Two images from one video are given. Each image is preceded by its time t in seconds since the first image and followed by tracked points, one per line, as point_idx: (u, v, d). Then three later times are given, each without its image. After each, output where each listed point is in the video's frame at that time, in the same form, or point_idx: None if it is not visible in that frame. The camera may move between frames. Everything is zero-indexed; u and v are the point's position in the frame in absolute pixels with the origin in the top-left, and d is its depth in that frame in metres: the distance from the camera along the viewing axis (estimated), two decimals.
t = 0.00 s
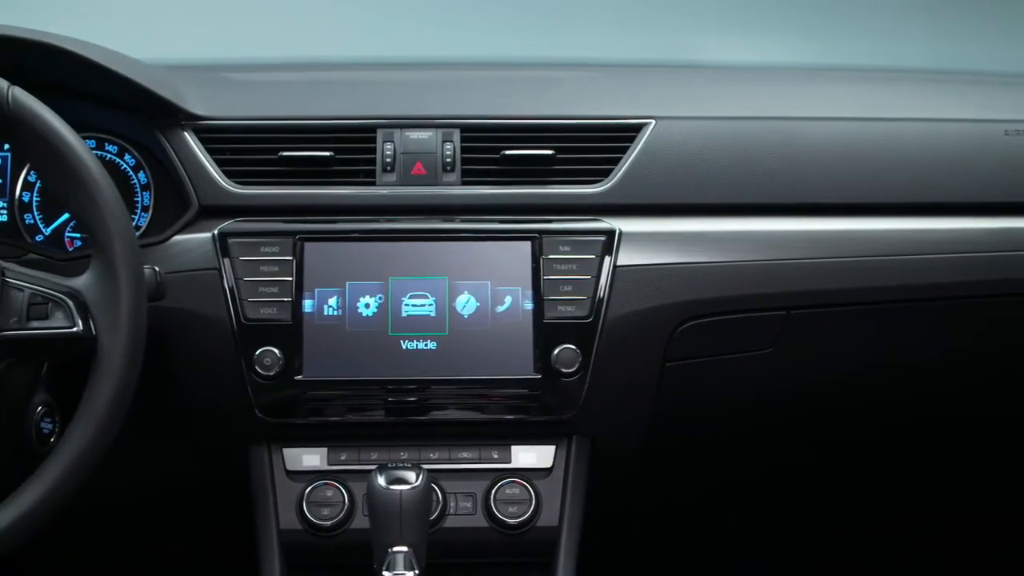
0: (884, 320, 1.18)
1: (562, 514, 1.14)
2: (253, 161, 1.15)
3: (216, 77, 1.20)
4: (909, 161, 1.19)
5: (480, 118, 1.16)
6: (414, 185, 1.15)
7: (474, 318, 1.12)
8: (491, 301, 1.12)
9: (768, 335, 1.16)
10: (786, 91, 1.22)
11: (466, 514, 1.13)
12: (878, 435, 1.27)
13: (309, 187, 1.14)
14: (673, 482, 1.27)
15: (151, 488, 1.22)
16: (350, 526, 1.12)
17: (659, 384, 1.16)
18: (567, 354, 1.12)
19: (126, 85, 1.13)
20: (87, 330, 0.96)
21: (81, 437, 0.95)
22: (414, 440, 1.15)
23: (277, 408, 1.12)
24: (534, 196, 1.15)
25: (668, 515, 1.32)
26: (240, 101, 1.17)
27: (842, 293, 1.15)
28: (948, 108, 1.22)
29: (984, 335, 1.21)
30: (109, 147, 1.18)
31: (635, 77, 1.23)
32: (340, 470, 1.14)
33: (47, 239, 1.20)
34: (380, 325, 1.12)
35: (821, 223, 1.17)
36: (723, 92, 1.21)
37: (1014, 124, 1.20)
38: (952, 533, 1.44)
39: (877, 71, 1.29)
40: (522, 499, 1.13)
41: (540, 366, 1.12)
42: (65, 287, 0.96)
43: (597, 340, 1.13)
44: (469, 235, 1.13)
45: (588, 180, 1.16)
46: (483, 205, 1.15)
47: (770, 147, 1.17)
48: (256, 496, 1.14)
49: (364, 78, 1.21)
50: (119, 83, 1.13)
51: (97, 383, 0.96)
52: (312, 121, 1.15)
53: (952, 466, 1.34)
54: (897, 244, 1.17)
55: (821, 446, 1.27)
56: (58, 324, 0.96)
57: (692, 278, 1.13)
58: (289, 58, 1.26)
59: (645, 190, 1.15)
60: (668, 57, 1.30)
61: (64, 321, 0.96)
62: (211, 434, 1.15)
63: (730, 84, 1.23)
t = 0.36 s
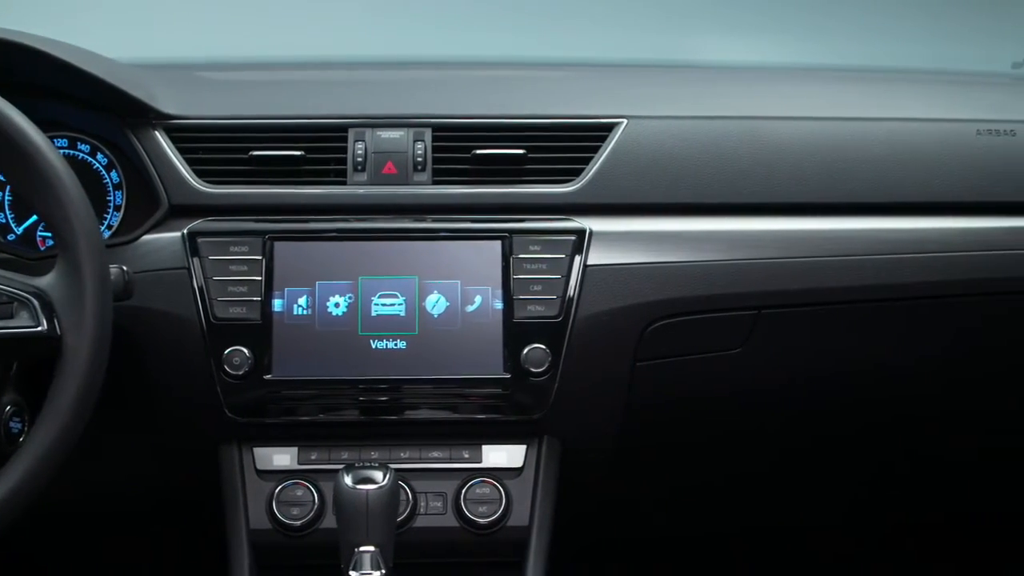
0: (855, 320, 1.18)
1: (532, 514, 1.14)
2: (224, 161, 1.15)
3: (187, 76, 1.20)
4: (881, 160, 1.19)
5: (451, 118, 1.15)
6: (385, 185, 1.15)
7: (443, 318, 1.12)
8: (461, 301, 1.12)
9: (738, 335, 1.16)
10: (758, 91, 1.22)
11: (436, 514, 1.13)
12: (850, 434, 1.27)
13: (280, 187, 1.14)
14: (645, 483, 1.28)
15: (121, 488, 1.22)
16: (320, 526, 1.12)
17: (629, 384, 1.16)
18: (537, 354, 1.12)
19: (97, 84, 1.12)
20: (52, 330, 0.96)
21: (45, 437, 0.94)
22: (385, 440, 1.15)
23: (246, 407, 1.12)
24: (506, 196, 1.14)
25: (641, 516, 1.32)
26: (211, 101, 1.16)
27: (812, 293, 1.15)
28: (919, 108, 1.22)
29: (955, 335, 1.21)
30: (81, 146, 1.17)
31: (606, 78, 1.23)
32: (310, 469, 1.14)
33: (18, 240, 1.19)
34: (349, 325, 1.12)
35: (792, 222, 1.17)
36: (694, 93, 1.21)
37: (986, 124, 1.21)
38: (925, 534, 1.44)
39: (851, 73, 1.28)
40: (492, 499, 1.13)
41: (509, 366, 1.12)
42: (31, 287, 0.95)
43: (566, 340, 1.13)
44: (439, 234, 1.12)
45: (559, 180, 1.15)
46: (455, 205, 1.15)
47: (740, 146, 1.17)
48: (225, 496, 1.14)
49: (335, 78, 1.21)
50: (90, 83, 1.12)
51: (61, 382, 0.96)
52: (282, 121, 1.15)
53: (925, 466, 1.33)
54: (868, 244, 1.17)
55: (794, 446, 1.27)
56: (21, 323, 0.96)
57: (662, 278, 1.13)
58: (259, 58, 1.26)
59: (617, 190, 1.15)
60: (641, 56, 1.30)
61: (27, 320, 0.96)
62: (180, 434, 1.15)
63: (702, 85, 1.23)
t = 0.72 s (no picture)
0: (830, 320, 1.18)
1: (507, 514, 1.14)
2: (199, 160, 1.15)
3: (164, 75, 1.20)
4: (858, 160, 1.19)
5: (427, 118, 1.15)
6: (360, 185, 1.14)
7: (417, 317, 1.12)
8: (435, 300, 1.12)
9: (714, 335, 1.16)
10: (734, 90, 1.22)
11: (411, 514, 1.13)
12: (828, 434, 1.27)
13: (255, 187, 1.14)
14: (621, 482, 1.28)
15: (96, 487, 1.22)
16: (295, 526, 1.12)
17: (605, 384, 1.16)
18: (510, 354, 1.12)
19: (73, 84, 1.10)
20: (21, 329, 0.96)
21: (15, 437, 0.94)
22: (359, 440, 1.15)
23: (220, 407, 1.12)
24: (482, 196, 1.14)
25: (618, 515, 1.32)
26: (185, 100, 1.16)
27: (789, 293, 1.15)
28: (894, 108, 1.22)
29: (933, 334, 1.21)
30: (57, 146, 1.16)
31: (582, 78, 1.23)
32: (285, 469, 1.14)
33: None
34: (324, 325, 1.12)
35: (768, 222, 1.17)
36: (670, 92, 1.21)
37: (962, 124, 1.21)
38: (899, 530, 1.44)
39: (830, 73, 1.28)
40: (467, 499, 1.13)
41: (483, 366, 1.12)
42: None
43: (541, 340, 1.13)
44: (414, 234, 1.12)
45: (534, 180, 1.15)
46: (431, 205, 1.14)
47: (716, 146, 1.17)
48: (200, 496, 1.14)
49: (311, 77, 1.21)
50: (67, 83, 1.11)
51: (31, 382, 0.95)
52: (257, 121, 1.15)
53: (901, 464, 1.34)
54: (845, 244, 1.17)
55: (770, 446, 1.27)
56: None
57: (636, 278, 1.13)
58: (234, 58, 1.26)
59: (592, 190, 1.15)
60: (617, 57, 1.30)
61: None
62: (154, 434, 1.15)
63: (678, 85, 1.23)
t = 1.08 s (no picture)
0: (807, 321, 1.18)
1: (483, 515, 1.14)
2: (176, 160, 1.14)
3: (142, 76, 1.19)
4: (836, 161, 1.19)
5: (403, 118, 1.15)
6: (338, 185, 1.14)
7: (393, 317, 1.12)
8: (411, 301, 1.12)
9: (690, 336, 1.17)
10: (712, 91, 1.22)
11: (387, 515, 1.12)
12: (807, 433, 1.27)
13: (232, 187, 1.13)
14: (600, 484, 1.28)
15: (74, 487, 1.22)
16: (271, 526, 1.12)
17: (581, 385, 1.16)
18: (486, 354, 1.12)
19: (49, 84, 1.09)
20: None
21: None
22: (336, 441, 1.15)
23: (195, 408, 1.12)
24: (460, 195, 1.13)
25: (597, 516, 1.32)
26: (161, 101, 1.16)
27: (766, 293, 1.15)
28: (872, 108, 1.22)
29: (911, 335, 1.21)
30: (34, 146, 1.15)
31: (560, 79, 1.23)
32: (262, 470, 1.14)
33: None
34: (300, 325, 1.11)
35: (745, 222, 1.17)
36: (648, 94, 1.21)
37: (940, 124, 1.21)
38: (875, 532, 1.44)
39: (808, 74, 1.28)
40: (443, 500, 1.13)
41: (459, 366, 1.12)
42: None
43: (516, 341, 1.13)
44: (390, 235, 1.12)
45: (510, 180, 1.15)
46: (408, 204, 1.13)
47: (693, 146, 1.17)
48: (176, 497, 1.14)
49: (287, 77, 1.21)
50: (44, 84, 1.10)
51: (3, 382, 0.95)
52: (234, 121, 1.15)
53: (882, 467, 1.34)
54: (821, 244, 1.17)
55: (748, 446, 1.27)
56: None
57: (612, 279, 1.13)
58: (213, 58, 1.26)
59: (569, 190, 1.14)
60: (596, 57, 1.30)
61: None
62: (130, 434, 1.15)
63: (655, 86, 1.23)
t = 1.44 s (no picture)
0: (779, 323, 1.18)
1: (457, 516, 1.14)
2: (150, 161, 1.14)
3: (116, 78, 1.19)
4: (811, 161, 1.18)
5: (378, 118, 1.15)
6: (312, 185, 1.13)
7: (367, 318, 1.12)
8: (385, 301, 1.12)
9: (664, 338, 1.17)
10: (686, 93, 1.22)
11: (361, 516, 1.12)
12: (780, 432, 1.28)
13: (206, 188, 1.13)
14: (574, 484, 1.29)
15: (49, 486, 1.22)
16: (244, 527, 1.11)
17: (555, 386, 1.17)
18: (459, 356, 1.12)
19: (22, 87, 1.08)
20: None
21: None
22: (310, 441, 1.15)
23: (169, 409, 1.12)
24: (434, 195, 1.13)
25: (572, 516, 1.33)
26: (136, 102, 1.16)
27: (738, 294, 1.16)
28: (848, 109, 1.22)
29: (884, 335, 1.22)
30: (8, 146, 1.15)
31: (537, 80, 1.23)
32: (236, 471, 1.14)
33: None
34: (273, 326, 1.11)
35: (719, 223, 1.17)
36: (624, 95, 1.21)
37: (916, 124, 1.21)
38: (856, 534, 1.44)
39: (785, 77, 1.28)
40: (417, 501, 1.13)
41: (433, 367, 1.12)
42: None
43: (490, 342, 1.13)
44: (364, 236, 1.12)
45: (485, 180, 1.14)
46: (383, 205, 1.13)
47: (669, 146, 1.17)
48: (150, 498, 1.13)
49: (262, 78, 1.20)
50: (18, 86, 1.08)
51: None
52: (209, 121, 1.14)
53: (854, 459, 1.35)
54: (796, 245, 1.17)
55: (718, 446, 1.29)
56: None
57: (586, 280, 1.13)
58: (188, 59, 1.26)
59: (544, 191, 1.14)
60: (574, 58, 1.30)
61: None
62: (105, 434, 1.15)
63: (631, 87, 1.23)
